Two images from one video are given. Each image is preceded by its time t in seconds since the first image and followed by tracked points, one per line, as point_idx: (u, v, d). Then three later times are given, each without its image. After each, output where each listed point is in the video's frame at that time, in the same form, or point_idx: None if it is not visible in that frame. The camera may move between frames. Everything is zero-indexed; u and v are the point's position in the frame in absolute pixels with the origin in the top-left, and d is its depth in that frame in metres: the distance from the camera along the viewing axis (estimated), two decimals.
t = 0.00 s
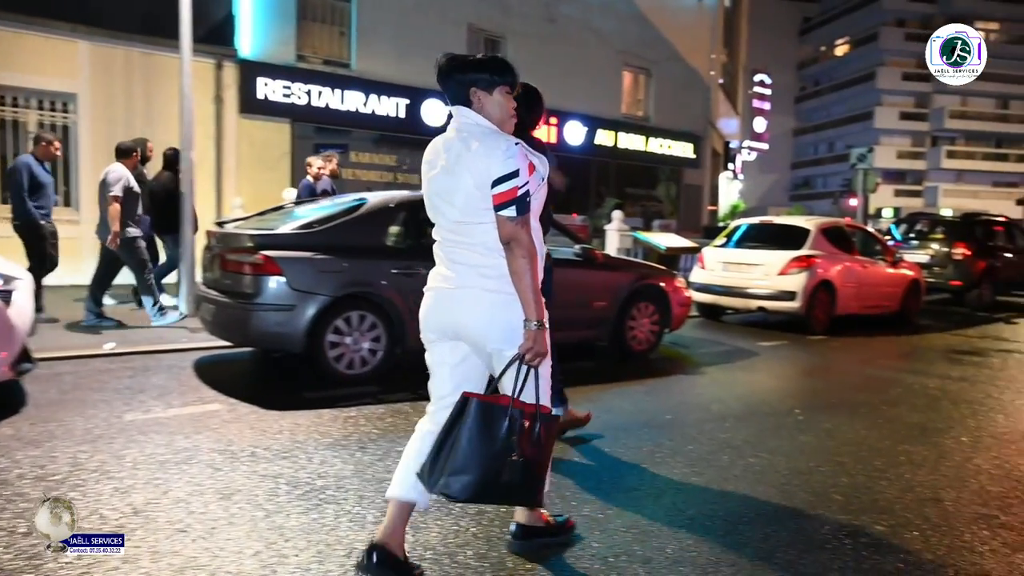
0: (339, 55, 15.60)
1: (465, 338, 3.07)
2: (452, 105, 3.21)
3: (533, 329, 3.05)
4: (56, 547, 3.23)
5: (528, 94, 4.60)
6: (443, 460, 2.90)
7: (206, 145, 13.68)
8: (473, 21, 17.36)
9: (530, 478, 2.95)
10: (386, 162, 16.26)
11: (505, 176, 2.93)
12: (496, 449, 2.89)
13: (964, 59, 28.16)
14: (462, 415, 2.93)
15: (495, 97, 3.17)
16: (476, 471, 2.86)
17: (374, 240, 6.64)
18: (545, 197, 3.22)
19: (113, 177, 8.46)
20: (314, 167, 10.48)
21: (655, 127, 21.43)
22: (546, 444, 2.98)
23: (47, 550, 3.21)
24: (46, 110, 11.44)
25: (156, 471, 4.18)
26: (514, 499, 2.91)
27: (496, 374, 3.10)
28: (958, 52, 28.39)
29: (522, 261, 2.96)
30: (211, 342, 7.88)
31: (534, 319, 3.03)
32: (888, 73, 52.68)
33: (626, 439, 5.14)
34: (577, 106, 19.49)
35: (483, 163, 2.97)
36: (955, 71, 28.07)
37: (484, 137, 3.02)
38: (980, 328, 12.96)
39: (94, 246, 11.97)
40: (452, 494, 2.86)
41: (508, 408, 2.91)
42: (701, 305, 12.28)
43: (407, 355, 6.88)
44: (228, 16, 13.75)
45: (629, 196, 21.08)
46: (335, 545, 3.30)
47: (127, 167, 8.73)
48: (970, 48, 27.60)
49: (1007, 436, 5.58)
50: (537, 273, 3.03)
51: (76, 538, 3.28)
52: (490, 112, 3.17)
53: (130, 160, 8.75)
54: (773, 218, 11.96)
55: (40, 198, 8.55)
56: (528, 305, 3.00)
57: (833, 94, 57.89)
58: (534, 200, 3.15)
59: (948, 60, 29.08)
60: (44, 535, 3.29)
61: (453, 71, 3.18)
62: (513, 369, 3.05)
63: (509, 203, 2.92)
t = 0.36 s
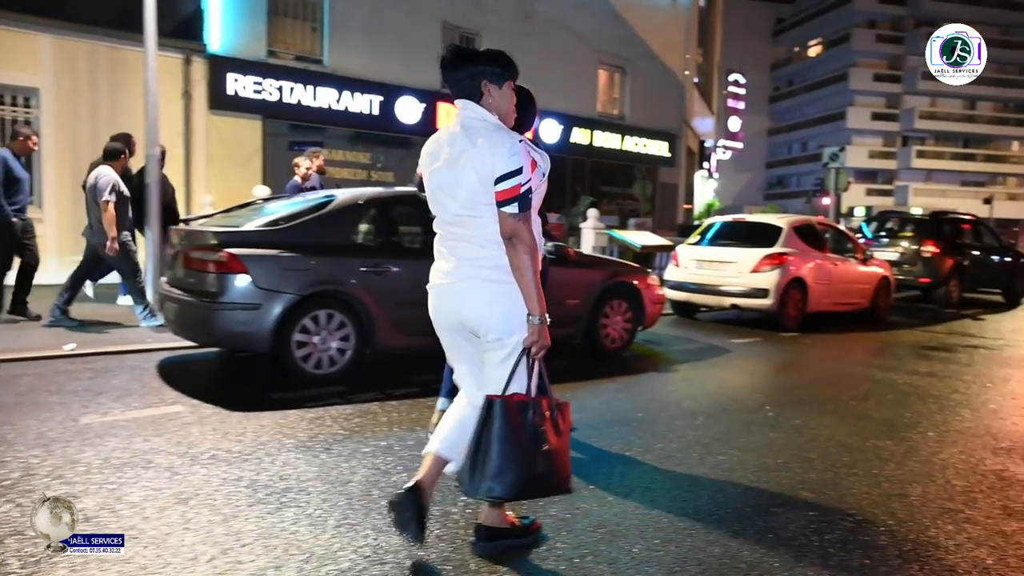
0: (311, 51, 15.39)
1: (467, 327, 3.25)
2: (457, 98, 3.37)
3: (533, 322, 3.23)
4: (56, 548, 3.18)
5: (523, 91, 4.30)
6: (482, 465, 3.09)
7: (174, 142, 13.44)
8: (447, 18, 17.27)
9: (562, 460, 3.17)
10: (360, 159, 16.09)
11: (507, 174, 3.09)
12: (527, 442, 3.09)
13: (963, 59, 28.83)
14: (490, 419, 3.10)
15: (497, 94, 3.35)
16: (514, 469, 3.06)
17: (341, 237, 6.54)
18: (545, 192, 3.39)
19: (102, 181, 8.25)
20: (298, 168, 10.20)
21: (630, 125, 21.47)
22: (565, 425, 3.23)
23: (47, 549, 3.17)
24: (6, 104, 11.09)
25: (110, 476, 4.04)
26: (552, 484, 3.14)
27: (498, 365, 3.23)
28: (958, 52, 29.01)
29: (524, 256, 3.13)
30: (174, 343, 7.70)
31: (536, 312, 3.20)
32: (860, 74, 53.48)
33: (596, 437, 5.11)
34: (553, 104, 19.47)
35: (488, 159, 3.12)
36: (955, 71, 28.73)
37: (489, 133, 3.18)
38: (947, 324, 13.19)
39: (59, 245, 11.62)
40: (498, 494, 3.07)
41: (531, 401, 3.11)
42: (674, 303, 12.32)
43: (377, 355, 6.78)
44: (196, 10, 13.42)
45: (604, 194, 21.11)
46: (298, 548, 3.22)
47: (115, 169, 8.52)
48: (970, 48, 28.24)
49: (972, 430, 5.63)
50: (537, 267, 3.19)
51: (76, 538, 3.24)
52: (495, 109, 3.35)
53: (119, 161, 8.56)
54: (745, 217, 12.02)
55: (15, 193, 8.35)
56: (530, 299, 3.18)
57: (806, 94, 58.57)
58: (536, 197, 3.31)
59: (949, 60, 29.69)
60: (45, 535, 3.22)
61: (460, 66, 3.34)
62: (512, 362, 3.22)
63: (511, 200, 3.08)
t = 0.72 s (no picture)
0: (282, 46, 15.14)
1: (456, 318, 3.15)
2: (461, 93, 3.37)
3: (546, 309, 3.31)
4: (56, 548, 3.15)
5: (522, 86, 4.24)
6: (544, 454, 3.35)
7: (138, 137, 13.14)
8: (420, 14, 17.13)
9: (599, 427, 3.51)
10: (333, 156, 15.85)
11: (511, 164, 3.07)
12: (574, 419, 3.40)
13: (963, 59, 29.05)
14: (538, 410, 3.37)
15: (501, 94, 3.40)
16: (574, 449, 3.35)
17: (307, 234, 6.39)
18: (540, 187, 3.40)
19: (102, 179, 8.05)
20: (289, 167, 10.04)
21: (605, 123, 21.46)
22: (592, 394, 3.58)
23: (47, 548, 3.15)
24: None
25: (56, 482, 3.87)
26: (600, 450, 3.47)
27: (484, 352, 3.13)
28: (958, 52, 29.27)
29: (527, 245, 3.13)
30: (134, 343, 7.47)
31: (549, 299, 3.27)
32: (832, 74, 54.23)
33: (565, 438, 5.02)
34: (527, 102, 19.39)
35: (490, 150, 3.10)
36: (955, 71, 28.83)
37: (493, 125, 3.17)
38: (917, 321, 13.34)
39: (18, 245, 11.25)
40: (570, 476, 3.33)
41: (564, 380, 3.44)
42: (648, 301, 12.30)
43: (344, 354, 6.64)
44: (161, 3, 13.10)
45: (580, 192, 21.08)
46: (248, 557, 3.09)
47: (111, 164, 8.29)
48: (969, 49, 28.48)
49: (941, 426, 5.65)
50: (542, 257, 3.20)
51: (76, 537, 3.22)
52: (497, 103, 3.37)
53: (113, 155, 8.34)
54: (718, 214, 12.05)
55: None
56: (541, 286, 3.22)
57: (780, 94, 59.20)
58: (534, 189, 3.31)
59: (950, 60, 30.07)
60: (43, 536, 3.22)
61: (469, 63, 3.36)
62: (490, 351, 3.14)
63: (514, 189, 3.06)
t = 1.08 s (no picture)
0: (258, 42, 14.91)
1: (449, 323, 3.12)
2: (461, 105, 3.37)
3: (556, 310, 3.34)
4: (56, 548, 3.11)
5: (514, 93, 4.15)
6: (573, 451, 3.49)
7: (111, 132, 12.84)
8: (400, 11, 16.97)
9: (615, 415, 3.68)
10: (310, 154, 15.64)
11: (508, 174, 3.05)
12: (596, 413, 3.55)
13: (963, 59, 29.90)
14: (562, 409, 3.50)
15: (501, 107, 3.40)
16: (600, 442, 3.51)
17: (277, 233, 6.25)
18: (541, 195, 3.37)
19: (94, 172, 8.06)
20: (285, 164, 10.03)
21: (586, 122, 21.43)
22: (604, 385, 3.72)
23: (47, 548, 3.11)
24: None
25: (7, 490, 3.71)
26: (619, 437, 3.65)
27: (472, 350, 3.09)
28: (959, 52, 30.12)
29: (528, 252, 3.09)
30: (99, 344, 7.27)
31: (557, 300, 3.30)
32: (811, 74, 54.75)
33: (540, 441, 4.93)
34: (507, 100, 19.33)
35: (488, 160, 3.08)
36: (955, 71, 29.74)
37: (491, 135, 3.15)
38: (894, 319, 13.46)
39: None
40: (597, 469, 3.50)
41: (581, 377, 3.56)
42: (628, 300, 12.25)
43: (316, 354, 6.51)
44: None
45: (561, 191, 21.04)
46: (207, 568, 2.97)
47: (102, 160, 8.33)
48: (971, 48, 29.45)
49: (917, 424, 5.63)
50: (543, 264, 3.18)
51: (76, 538, 3.18)
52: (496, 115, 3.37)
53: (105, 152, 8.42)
54: (697, 213, 12.05)
55: None
56: (546, 289, 3.21)
57: (760, 94, 59.64)
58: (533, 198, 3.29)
59: (948, 60, 30.63)
60: (43, 535, 3.15)
61: (472, 74, 3.34)
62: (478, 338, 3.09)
63: (513, 200, 3.04)
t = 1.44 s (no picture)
0: (225, 36, 14.57)
1: (454, 319, 3.22)
2: (456, 103, 3.47)
3: (546, 300, 3.35)
4: (56, 548, 3.08)
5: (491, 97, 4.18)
6: (561, 435, 3.45)
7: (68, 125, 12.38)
8: (372, 5, 16.72)
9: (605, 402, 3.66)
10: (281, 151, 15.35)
11: (502, 166, 3.14)
12: (585, 399, 3.52)
13: (963, 59, 30.46)
14: (551, 395, 3.48)
15: (495, 104, 3.51)
16: (589, 427, 3.47)
17: (237, 230, 6.04)
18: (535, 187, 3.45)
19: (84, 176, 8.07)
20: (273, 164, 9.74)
21: (562, 120, 21.33)
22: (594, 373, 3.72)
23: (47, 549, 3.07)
24: None
25: None
26: (611, 423, 3.61)
27: (480, 345, 3.20)
28: (959, 52, 30.61)
29: (522, 243, 3.17)
30: (51, 347, 6.97)
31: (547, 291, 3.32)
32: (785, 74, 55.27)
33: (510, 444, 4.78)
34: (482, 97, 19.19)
35: (483, 151, 3.17)
36: (955, 70, 30.15)
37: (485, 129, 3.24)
38: (867, 316, 13.55)
39: None
40: (586, 454, 3.46)
41: (570, 365, 3.56)
42: (604, 298, 12.16)
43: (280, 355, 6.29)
44: None
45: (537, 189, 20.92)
46: None
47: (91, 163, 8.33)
48: (970, 48, 29.99)
49: (892, 423, 5.59)
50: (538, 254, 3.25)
51: (76, 538, 3.13)
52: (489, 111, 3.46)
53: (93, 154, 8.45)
54: (672, 211, 12.03)
55: None
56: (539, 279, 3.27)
57: (735, 94, 60.11)
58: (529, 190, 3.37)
59: (949, 60, 31.04)
60: (42, 536, 3.11)
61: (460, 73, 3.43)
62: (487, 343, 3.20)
63: (507, 191, 3.13)
